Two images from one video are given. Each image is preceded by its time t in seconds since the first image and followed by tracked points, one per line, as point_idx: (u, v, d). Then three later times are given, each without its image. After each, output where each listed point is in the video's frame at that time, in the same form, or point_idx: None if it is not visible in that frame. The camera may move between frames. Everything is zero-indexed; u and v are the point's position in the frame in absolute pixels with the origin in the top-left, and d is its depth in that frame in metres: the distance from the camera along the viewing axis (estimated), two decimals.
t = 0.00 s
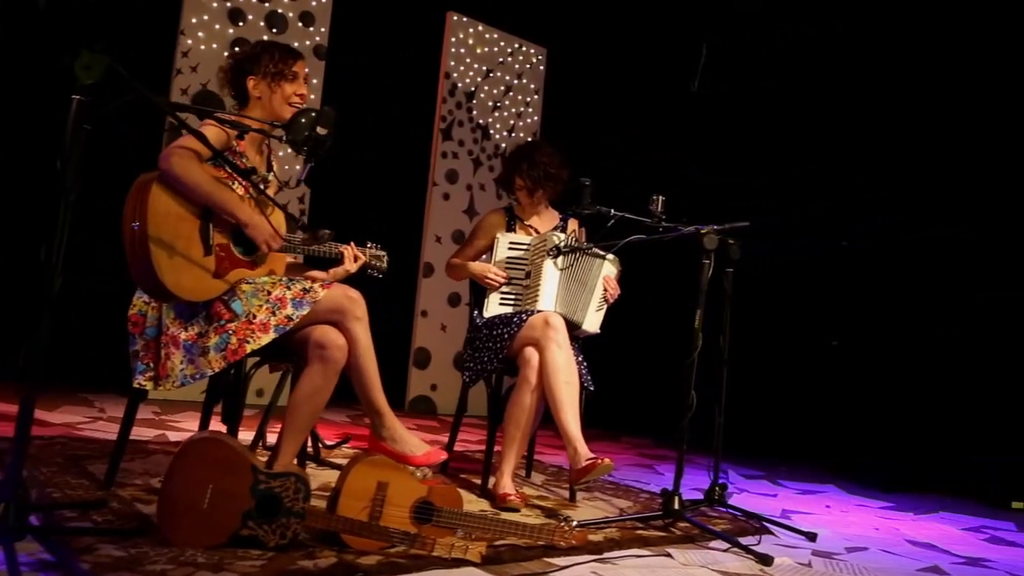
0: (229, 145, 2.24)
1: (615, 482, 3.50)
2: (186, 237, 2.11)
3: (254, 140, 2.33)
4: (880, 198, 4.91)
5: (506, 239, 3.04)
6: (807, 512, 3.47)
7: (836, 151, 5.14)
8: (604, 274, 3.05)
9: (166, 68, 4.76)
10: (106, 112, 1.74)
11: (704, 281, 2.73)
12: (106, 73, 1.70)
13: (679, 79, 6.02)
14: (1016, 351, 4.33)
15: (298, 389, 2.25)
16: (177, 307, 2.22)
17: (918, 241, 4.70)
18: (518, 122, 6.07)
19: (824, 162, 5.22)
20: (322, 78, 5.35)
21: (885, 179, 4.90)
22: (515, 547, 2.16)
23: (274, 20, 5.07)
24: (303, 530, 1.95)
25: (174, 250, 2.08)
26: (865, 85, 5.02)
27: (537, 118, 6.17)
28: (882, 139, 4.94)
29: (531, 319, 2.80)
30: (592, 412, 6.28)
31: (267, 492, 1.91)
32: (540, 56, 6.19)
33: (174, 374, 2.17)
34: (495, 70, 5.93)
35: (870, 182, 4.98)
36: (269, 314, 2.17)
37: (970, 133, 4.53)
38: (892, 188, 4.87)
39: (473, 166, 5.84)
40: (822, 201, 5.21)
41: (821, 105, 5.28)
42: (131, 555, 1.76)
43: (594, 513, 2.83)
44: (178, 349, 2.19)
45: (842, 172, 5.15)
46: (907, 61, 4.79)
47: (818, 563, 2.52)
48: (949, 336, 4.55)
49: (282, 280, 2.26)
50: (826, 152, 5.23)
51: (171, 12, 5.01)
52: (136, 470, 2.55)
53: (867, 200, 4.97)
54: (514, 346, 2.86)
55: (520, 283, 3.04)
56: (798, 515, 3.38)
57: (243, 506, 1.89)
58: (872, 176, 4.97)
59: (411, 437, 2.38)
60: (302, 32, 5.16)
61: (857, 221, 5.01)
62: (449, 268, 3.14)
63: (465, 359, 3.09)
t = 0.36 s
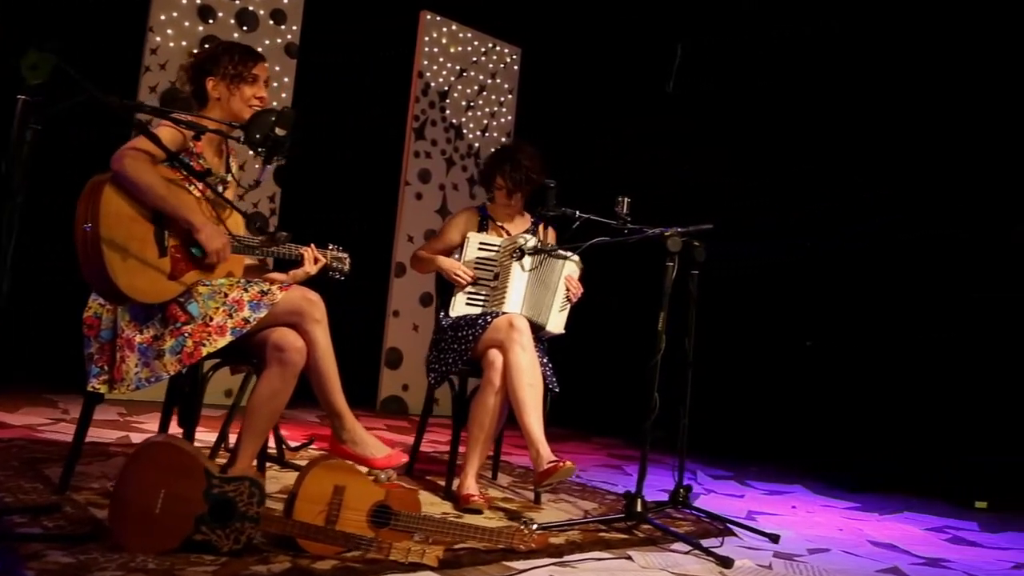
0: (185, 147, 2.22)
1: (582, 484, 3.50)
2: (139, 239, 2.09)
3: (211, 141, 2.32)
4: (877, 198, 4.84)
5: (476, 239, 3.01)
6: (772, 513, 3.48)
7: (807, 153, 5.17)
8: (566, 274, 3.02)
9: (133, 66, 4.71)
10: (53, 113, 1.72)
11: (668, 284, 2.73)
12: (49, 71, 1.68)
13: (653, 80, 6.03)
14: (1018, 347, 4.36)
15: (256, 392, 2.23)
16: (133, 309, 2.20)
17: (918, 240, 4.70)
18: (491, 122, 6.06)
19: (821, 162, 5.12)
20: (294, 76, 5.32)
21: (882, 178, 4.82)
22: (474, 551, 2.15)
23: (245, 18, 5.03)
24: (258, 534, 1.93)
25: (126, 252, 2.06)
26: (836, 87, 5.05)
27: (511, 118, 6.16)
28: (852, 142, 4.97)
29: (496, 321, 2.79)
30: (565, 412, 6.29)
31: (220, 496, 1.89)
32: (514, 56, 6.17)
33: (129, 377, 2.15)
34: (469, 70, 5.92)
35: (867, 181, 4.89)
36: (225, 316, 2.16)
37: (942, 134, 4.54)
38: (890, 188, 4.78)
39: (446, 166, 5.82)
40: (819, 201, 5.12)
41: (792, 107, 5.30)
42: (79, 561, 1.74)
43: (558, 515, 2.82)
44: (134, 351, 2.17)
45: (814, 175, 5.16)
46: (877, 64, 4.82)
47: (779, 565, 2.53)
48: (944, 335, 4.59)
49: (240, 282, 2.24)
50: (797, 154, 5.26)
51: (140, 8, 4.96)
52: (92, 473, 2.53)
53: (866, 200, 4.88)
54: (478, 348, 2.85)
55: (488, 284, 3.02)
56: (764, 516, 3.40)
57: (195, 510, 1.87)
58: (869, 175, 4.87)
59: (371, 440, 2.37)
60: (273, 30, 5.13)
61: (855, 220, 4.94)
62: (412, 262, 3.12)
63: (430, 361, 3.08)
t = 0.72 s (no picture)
0: (135, 147, 2.20)
1: (545, 484, 3.50)
2: (89, 239, 2.07)
3: (163, 140, 2.30)
4: (867, 200, 4.83)
5: (442, 239, 3.00)
6: (735, 513, 3.49)
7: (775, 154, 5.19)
8: (526, 274, 2.99)
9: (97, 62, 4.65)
10: None
11: (629, 286, 2.73)
12: None
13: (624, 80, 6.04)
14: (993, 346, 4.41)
15: (210, 394, 2.21)
16: (84, 311, 2.16)
17: (895, 241, 4.72)
18: (462, 121, 6.05)
19: (808, 163, 5.12)
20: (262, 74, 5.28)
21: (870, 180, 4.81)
22: (429, 555, 2.14)
23: (212, 15, 4.98)
24: (208, 539, 1.92)
25: (76, 253, 2.03)
26: (805, 89, 5.07)
27: (482, 117, 6.15)
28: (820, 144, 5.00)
29: (456, 322, 2.78)
30: (536, 411, 6.29)
31: (169, 501, 1.87)
32: (486, 55, 6.16)
33: (80, 380, 2.12)
34: (440, 69, 5.90)
35: (856, 183, 4.88)
36: (179, 318, 2.13)
37: (919, 137, 4.61)
38: (877, 190, 4.78)
39: (416, 165, 5.81)
40: (806, 202, 5.12)
41: (762, 108, 5.33)
42: (22, 569, 1.71)
43: (519, 517, 2.82)
44: (85, 354, 2.14)
45: (778, 176, 5.27)
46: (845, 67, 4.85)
47: (736, 566, 2.54)
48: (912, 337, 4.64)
49: (194, 284, 2.22)
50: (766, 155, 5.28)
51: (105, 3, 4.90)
52: (44, 477, 2.49)
53: (854, 203, 4.88)
54: (439, 350, 2.84)
55: (454, 284, 3.02)
56: (727, 517, 3.41)
57: (143, 515, 1.85)
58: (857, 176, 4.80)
59: (329, 442, 2.37)
60: (241, 27, 5.09)
61: (844, 221, 4.92)
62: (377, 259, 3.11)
63: (393, 362, 3.06)
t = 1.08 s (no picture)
0: (83, 144, 2.18)
1: (507, 484, 3.50)
2: (34, 239, 2.03)
3: (111, 139, 2.27)
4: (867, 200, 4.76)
5: (405, 238, 2.98)
6: (696, 513, 3.51)
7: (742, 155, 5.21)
8: (483, 272, 2.98)
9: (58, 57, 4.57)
10: None
11: (587, 286, 2.73)
12: None
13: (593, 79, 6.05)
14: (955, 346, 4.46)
15: (161, 397, 2.18)
16: (30, 312, 2.12)
17: (859, 242, 4.75)
18: (432, 119, 6.03)
19: (809, 163, 5.03)
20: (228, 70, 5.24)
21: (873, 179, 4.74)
22: (381, 558, 2.13)
23: (177, 10, 4.91)
24: (154, 543, 1.90)
25: (20, 253, 2.00)
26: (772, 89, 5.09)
27: (451, 116, 6.14)
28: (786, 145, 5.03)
29: (415, 323, 2.77)
30: (505, 410, 6.28)
31: (114, 505, 1.85)
32: (456, 53, 6.14)
33: (26, 383, 2.07)
34: (410, 66, 5.87)
35: (856, 183, 4.81)
36: (128, 319, 2.11)
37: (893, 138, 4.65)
38: (877, 189, 4.71)
39: (385, 163, 5.79)
40: (807, 202, 5.03)
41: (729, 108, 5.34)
42: None
43: (478, 518, 2.81)
44: (31, 356, 2.09)
45: (776, 175, 5.18)
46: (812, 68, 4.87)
47: (692, 567, 2.55)
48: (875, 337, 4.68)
49: (144, 284, 2.19)
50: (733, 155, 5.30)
51: None
52: None
53: (854, 203, 4.81)
54: (398, 350, 2.82)
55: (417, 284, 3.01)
56: (689, 516, 3.43)
57: (88, 520, 1.83)
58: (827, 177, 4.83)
59: (282, 443, 2.36)
60: (207, 22, 5.03)
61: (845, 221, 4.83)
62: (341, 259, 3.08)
63: (352, 362, 3.04)
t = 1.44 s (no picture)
0: (32, 142, 2.16)
1: (468, 484, 3.49)
2: None
3: (60, 136, 2.24)
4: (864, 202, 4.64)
5: (362, 238, 2.97)
6: (658, 512, 3.52)
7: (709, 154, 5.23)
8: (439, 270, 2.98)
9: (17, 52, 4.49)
10: None
11: (545, 286, 2.73)
12: None
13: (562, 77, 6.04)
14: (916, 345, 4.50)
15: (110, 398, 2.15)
16: None
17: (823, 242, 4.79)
18: (401, 117, 6.00)
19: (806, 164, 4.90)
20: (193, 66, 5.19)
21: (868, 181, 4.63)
22: (333, 560, 2.12)
23: (141, 5, 4.85)
24: (98, 547, 1.88)
25: None
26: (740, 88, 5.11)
27: (421, 113, 6.10)
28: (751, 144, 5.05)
29: (373, 322, 2.76)
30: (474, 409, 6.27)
31: (56, 508, 1.82)
32: (426, 50, 6.10)
33: None
34: (378, 63, 5.84)
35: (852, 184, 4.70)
36: (76, 319, 2.08)
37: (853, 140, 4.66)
38: (875, 191, 4.61)
39: (353, 160, 5.76)
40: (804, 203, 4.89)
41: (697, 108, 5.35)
42: None
43: (436, 519, 2.80)
44: None
45: (773, 176, 5.04)
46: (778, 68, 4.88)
47: (648, 567, 2.55)
48: (839, 335, 4.71)
49: (92, 284, 2.16)
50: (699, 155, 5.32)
51: None
52: None
53: (849, 205, 4.69)
54: (356, 349, 2.80)
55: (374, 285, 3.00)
56: (649, 515, 3.44)
57: (29, 524, 1.80)
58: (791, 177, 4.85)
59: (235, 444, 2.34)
60: (172, 17, 4.97)
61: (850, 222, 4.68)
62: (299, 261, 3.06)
63: (311, 361, 3.02)
